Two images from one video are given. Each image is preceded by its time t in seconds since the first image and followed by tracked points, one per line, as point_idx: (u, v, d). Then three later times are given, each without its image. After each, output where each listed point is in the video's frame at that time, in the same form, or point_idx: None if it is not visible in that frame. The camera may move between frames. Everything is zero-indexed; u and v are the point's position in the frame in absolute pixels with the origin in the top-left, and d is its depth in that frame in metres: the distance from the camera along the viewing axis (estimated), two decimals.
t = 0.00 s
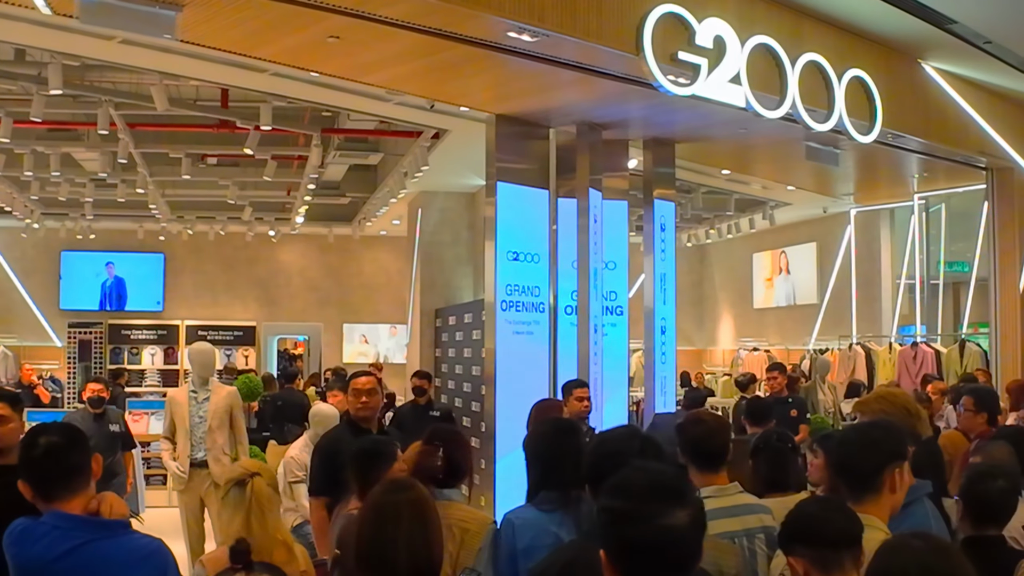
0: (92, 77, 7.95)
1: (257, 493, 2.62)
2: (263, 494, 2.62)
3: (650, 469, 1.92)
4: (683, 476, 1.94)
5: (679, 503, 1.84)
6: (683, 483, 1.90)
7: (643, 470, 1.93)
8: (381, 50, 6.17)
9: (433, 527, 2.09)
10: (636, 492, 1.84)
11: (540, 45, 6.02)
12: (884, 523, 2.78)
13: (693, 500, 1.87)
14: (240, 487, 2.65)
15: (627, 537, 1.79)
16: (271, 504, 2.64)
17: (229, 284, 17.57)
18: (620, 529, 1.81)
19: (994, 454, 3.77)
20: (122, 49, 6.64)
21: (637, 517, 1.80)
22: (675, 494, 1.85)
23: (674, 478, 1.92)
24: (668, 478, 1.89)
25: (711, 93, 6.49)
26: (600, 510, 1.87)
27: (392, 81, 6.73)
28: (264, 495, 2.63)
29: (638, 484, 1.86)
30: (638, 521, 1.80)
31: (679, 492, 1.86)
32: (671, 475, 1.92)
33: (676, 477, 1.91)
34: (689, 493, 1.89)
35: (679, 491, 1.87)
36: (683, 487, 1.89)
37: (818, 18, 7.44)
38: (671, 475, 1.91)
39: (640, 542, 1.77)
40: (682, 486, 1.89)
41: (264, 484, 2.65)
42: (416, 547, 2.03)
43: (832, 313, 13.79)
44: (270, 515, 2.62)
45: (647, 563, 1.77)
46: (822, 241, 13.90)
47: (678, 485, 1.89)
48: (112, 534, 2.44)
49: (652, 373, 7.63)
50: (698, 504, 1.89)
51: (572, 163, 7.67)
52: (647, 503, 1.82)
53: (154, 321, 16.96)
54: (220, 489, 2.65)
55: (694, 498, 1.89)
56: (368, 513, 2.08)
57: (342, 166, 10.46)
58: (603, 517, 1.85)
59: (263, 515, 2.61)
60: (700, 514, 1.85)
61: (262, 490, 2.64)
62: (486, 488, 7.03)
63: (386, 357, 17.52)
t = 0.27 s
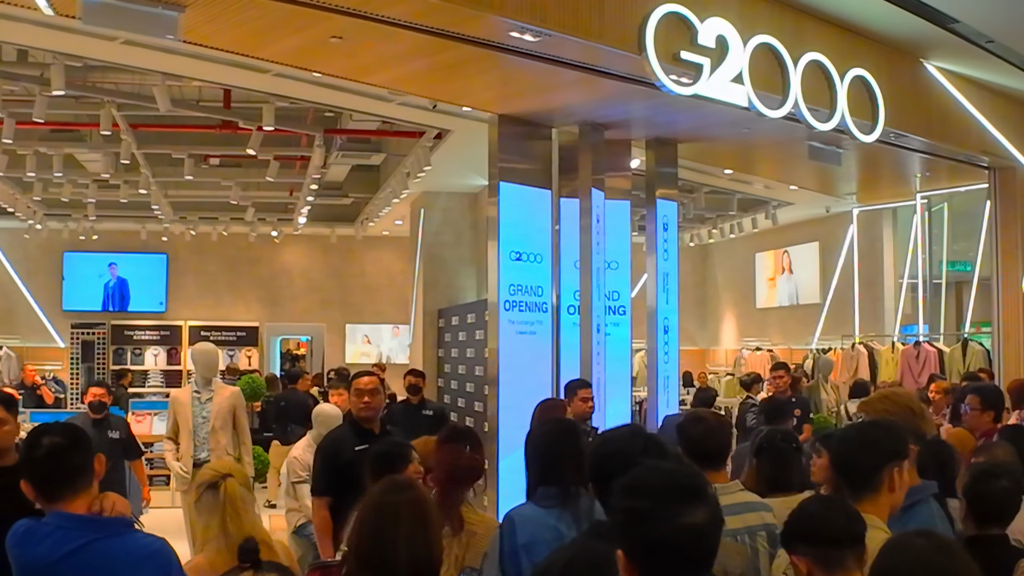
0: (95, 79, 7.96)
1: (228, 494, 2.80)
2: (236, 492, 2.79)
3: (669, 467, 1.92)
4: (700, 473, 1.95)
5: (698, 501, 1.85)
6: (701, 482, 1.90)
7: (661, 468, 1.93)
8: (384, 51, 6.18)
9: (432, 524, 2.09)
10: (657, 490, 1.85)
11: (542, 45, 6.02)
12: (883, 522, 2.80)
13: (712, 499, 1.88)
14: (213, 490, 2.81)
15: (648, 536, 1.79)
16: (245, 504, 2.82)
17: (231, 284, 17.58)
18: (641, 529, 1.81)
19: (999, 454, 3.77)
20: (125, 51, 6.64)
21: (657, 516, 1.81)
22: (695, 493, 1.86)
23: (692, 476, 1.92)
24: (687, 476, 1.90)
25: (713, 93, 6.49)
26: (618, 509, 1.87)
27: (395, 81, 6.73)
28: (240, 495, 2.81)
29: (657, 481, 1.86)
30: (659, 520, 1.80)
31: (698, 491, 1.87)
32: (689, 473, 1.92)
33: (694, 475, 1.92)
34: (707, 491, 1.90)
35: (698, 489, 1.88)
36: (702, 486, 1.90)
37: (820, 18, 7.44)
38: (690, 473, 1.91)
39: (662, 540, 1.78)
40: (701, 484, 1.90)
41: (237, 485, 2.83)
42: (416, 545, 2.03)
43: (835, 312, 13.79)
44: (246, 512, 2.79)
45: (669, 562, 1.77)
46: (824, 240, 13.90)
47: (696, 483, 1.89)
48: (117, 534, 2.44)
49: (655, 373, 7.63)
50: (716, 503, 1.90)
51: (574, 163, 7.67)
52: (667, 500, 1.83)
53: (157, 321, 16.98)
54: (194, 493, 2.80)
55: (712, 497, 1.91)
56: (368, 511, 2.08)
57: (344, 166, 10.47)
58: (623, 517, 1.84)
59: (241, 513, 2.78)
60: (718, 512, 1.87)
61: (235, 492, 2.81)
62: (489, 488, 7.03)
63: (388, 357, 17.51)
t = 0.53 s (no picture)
0: (100, 77, 7.97)
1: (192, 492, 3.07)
2: (198, 491, 3.07)
3: (682, 460, 1.94)
4: (711, 464, 1.97)
5: (713, 495, 1.87)
6: (714, 474, 1.92)
7: (674, 460, 1.94)
8: (387, 49, 6.18)
9: (428, 522, 2.08)
10: (675, 484, 1.86)
11: (546, 43, 6.03)
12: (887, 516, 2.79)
13: (726, 492, 1.90)
14: (176, 491, 3.08)
15: (665, 531, 1.80)
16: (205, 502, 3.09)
17: (234, 284, 17.58)
18: (658, 523, 1.82)
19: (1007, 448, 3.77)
20: (130, 49, 6.65)
21: (675, 510, 1.82)
22: (709, 486, 1.88)
23: (705, 467, 1.94)
24: (701, 469, 1.92)
25: (717, 90, 6.49)
26: (635, 503, 1.88)
27: (399, 80, 6.74)
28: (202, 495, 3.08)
29: (675, 475, 1.88)
30: (677, 513, 1.82)
31: (712, 484, 1.89)
32: (701, 464, 1.94)
33: (707, 468, 1.93)
34: (720, 484, 1.92)
35: (712, 482, 1.90)
36: (714, 478, 1.92)
37: (824, 16, 7.44)
38: (703, 466, 1.93)
39: (680, 534, 1.79)
40: (714, 478, 1.92)
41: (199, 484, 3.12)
42: (412, 539, 2.02)
43: (839, 310, 13.79)
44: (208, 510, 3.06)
45: (689, 558, 1.79)
46: (828, 239, 13.90)
47: (710, 477, 1.92)
48: (119, 532, 2.38)
49: (659, 370, 7.62)
50: (728, 495, 1.93)
51: (578, 161, 7.67)
52: (683, 494, 1.85)
53: (161, 320, 17.00)
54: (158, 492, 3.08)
55: (725, 490, 1.93)
56: (364, 510, 2.06)
57: (348, 165, 10.47)
58: (640, 510, 1.85)
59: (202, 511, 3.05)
60: (731, 505, 1.89)
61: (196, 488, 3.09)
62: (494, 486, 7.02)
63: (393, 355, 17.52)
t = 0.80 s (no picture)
0: (105, 75, 7.99)
1: (163, 492, 2.99)
2: (169, 488, 2.99)
3: (697, 447, 1.94)
4: (725, 452, 1.98)
5: (726, 481, 1.89)
6: (728, 462, 1.94)
7: (688, 448, 1.95)
8: (392, 46, 6.19)
9: (423, 513, 2.13)
10: (689, 471, 1.88)
11: (550, 40, 6.04)
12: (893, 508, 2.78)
13: (740, 480, 1.91)
14: (148, 494, 3.02)
15: (681, 519, 1.82)
16: (177, 499, 3.00)
17: (239, 285, 17.59)
18: (674, 511, 1.83)
19: (1014, 438, 3.76)
20: (135, 45, 6.65)
21: (690, 498, 1.83)
22: (724, 473, 1.90)
23: (719, 456, 1.96)
24: (716, 457, 1.93)
25: (721, 86, 6.50)
26: (650, 492, 1.89)
27: (403, 77, 6.74)
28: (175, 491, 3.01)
29: (688, 462, 1.90)
30: (692, 501, 1.83)
31: (727, 473, 1.90)
32: (715, 452, 1.95)
33: (721, 456, 1.95)
34: (735, 471, 1.93)
35: (726, 470, 1.91)
36: (728, 466, 1.93)
37: (828, 12, 7.43)
38: (717, 454, 1.94)
39: (696, 522, 1.81)
40: (728, 465, 1.93)
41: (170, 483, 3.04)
42: (403, 530, 2.07)
43: (843, 308, 13.79)
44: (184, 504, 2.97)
45: (704, 545, 1.81)
46: (832, 236, 13.89)
47: (724, 465, 1.93)
48: (122, 524, 2.36)
49: (664, 369, 7.61)
50: (743, 482, 1.94)
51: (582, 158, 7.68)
52: (697, 480, 1.86)
53: (166, 321, 17.02)
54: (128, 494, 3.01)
55: (739, 478, 1.94)
56: (361, 500, 2.12)
57: (353, 163, 10.49)
58: (656, 498, 1.86)
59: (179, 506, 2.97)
60: (746, 493, 1.90)
61: (166, 486, 3.02)
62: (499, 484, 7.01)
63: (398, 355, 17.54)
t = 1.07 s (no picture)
0: (112, 75, 8.00)
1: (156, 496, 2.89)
2: (162, 491, 2.89)
3: (712, 445, 1.98)
4: (740, 450, 2.01)
5: (744, 479, 1.91)
6: (743, 460, 1.97)
7: (703, 445, 1.99)
8: (397, 45, 6.18)
9: (423, 510, 2.13)
10: (706, 468, 1.90)
11: (556, 38, 6.03)
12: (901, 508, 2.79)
13: (755, 478, 1.95)
14: (140, 494, 2.92)
15: (698, 514, 1.84)
16: (170, 500, 2.90)
17: (244, 284, 17.60)
18: (692, 505, 1.85)
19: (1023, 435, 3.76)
20: (141, 45, 6.65)
21: (708, 492, 1.86)
22: (739, 470, 1.93)
23: (735, 454, 1.99)
24: (732, 455, 1.96)
25: (727, 84, 6.49)
26: (666, 487, 1.91)
27: (408, 75, 6.74)
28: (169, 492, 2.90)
29: (705, 458, 1.92)
30: (711, 496, 1.86)
31: (743, 470, 1.93)
32: (729, 450, 1.98)
33: (736, 454, 1.98)
34: (750, 469, 1.96)
35: (742, 468, 1.94)
36: (743, 464, 1.97)
37: (834, 11, 7.43)
38: (732, 452, 1.98)
39: (714, 516, 1.83)
40: (744, 463, 1.97)
41: (164, 483, 2.92)
42: (401, 528, 2.08)
43: (849, 306, 13.78)
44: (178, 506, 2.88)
45: (722, 539, 1.83)
46: (838, 234, 13.88)
47: (740, 462, 1.96)
48: (124, 521, 2.36)
49: (670, 367, 7.61)
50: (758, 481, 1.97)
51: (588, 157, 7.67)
52: (714, 478, 1.89)
53: (172, 320, 17.04)
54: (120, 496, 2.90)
55: (755, 475, 1.97)
56: (361, 497, 2.14)
57: (359, 162, 10.50)
58: (673, 492, 1.89)
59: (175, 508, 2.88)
60: (761, 490, 1.93)
61: (158, 488, 2.90)
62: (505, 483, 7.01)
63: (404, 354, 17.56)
